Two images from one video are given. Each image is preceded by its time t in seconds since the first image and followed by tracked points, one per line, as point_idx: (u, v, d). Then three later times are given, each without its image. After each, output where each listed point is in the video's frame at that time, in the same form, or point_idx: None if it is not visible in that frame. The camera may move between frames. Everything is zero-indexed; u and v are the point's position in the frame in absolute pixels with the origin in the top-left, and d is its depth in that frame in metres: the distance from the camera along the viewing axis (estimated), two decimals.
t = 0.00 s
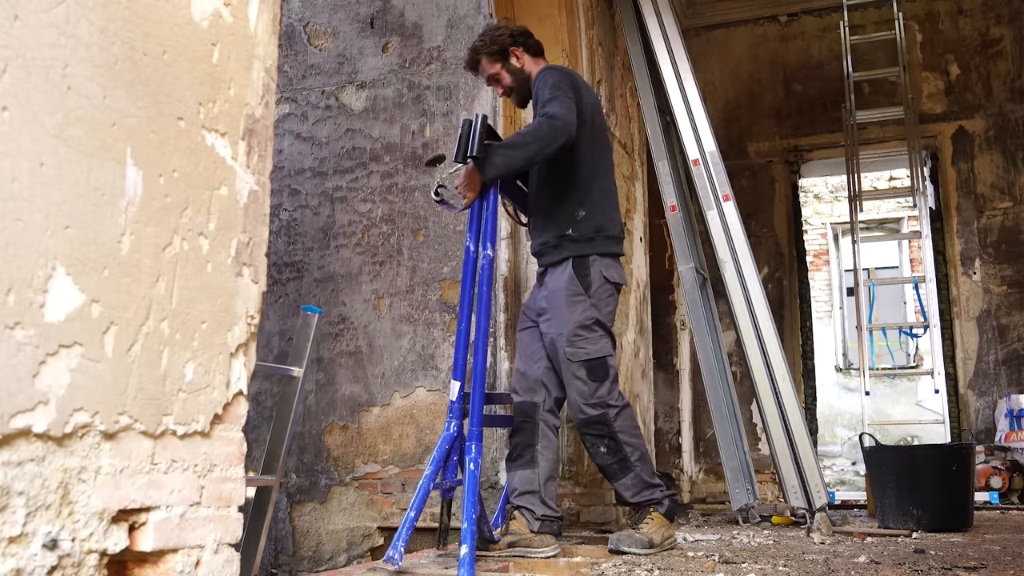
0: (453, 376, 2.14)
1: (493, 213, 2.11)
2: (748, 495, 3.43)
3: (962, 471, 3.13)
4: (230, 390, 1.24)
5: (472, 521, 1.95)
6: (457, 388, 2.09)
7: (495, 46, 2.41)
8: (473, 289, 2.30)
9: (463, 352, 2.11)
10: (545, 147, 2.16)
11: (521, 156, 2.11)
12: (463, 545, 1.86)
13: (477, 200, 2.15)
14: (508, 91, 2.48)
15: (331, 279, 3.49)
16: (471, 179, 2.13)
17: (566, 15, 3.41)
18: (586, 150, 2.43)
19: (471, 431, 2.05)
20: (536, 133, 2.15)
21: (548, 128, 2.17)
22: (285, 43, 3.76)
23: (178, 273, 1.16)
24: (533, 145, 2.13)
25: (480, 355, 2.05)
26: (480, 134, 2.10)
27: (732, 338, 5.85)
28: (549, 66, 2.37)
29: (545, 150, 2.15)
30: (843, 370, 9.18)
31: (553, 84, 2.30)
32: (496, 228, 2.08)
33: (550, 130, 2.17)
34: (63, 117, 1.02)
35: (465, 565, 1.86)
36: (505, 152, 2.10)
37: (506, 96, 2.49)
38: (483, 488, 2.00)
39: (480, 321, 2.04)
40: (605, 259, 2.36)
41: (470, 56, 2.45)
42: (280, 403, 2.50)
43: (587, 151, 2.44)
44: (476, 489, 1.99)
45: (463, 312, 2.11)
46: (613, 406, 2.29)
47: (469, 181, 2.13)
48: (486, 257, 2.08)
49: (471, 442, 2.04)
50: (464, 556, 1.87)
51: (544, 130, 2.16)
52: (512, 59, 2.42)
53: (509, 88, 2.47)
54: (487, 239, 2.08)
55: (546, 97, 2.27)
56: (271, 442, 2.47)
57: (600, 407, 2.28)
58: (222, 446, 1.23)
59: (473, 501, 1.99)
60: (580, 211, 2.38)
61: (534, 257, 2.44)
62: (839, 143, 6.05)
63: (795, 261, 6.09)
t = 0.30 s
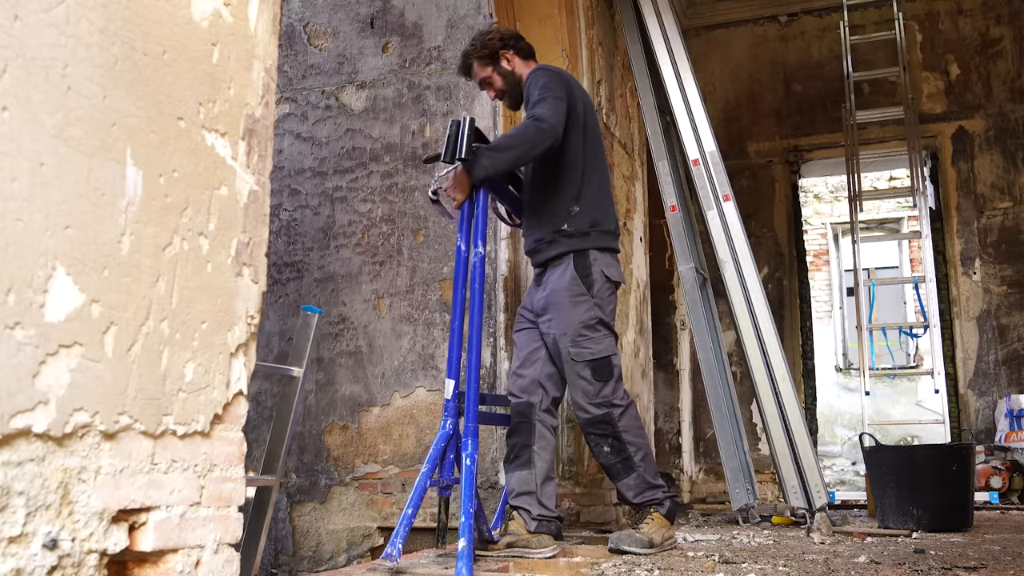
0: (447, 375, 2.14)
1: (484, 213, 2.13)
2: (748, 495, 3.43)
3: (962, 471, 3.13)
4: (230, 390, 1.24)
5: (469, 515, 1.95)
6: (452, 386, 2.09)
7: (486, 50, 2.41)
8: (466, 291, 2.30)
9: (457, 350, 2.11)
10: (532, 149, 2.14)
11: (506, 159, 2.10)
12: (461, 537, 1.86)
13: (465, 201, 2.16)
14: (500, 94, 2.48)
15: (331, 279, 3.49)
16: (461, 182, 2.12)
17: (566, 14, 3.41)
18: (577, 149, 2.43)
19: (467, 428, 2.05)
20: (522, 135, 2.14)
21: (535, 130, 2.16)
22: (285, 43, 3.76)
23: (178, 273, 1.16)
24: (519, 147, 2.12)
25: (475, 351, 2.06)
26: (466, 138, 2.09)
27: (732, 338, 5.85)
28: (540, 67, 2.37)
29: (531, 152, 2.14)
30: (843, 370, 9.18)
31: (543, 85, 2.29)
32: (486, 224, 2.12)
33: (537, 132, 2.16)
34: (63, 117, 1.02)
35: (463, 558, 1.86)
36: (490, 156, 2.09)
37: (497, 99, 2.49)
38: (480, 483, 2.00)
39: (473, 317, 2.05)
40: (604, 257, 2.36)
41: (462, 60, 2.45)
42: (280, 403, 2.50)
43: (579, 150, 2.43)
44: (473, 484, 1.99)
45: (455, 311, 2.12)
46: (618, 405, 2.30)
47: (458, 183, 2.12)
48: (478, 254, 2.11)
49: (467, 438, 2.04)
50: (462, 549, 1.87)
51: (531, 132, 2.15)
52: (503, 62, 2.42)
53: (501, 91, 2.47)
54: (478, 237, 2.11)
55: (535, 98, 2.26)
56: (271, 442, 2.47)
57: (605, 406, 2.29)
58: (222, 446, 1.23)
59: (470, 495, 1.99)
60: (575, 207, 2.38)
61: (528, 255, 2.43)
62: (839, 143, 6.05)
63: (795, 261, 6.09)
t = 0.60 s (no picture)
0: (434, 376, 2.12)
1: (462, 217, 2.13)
2: (748, 495, 3.44)
3: (962, 471, 3.13)
4: (230, 390, 1.24)
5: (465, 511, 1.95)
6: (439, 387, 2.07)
7: (475, 50, 2.41)
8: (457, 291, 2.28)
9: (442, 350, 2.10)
10: (505, 156, 2.15)
11: (478, 166, 2.11)
12: (458, 534, 1.86)
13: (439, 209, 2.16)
14: (490, 94, 2.48)
15: (331, 279, 3.49)
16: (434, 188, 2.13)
17: (566, 14, 3.41)
18: (564, 151, 2.43)
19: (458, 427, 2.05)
20: (494, 142, 2.14)
21: (507, 137, 2.16)
22: (285, 43, 3.76)
23: (178, 273, 1.16)
24: (492, 154, 2.13)
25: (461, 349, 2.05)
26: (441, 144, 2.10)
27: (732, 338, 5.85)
28: (525, 68, 2.37)
29: (504, 160, 2.14)
30: (843, 370, 9.18)
31: (525, 87, 2.29)
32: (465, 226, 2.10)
33: (512, 138, 2.16)
34: (62, 117, 1.02)
35: (462, 553, 1.86)
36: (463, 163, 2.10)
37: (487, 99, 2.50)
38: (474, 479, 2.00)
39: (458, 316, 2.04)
40: (600, 255, 2.36)
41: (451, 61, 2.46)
42: (280, 403, 2.50)
43: (566, 151, 2.43)
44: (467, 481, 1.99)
45: (439, 311, 2.10)
46: (616, 403, 2.30)
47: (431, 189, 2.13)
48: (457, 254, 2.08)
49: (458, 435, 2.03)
50: (460, 545, 1.87)
51: (505, 139, 2.15)
52: (491, 62, 2.42)
53: (490, 91, 2.47)
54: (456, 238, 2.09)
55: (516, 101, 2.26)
56: (271, 442, 2.47)
57: (603, 404, 2.29)
58: (222, 446, 1.23)
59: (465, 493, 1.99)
60: (566, 206, 2.38)
61: (519, 256, 2.42)
62: (839, 143, 6.05)
63: (795, 261, 6.09)
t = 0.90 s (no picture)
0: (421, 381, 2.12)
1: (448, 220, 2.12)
2: (748, 495, 3.44)
3: (962, 471, 3.13)
4: (230, 390, 1.24)
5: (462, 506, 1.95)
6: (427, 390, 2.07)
7: (462, 51, 2.41)
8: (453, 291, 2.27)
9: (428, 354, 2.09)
10: (493, 165, 2.14)
11: (465, 175, 2.09)
12: (456, 529, 1.86)
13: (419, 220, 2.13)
14: (478, 95, 2.48)
15: (331, 279, 3.49)
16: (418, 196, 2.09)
17: (566, 14, 3.41)
18: (554, 154, 2.42)
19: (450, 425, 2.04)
20: (482, 152, 2.13)
21: (495, 146, 2.16)
22: (285, 43, 3.76)
23: (178, 273, 1.16)
24: (480, 162, 2.12)
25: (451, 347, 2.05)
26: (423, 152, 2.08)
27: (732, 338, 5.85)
28: (513, 72, 2.37)
29: (492, 168, 2.13)
30: (843, 370, 9.18)
31: (513, 92, 2.29)
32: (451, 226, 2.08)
33: (499, 147, 2.16)
34: (62, 117, 1.02)
35: (461, 548, 1.86)
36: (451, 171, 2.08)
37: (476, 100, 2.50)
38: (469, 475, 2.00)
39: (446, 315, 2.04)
40: (597, 253, 2.36)
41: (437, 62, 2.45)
42: (279, 403, 2.49)
43: (557, 154, 2.43)
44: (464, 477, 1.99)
45: (422, 316, 2.09)
46: (613, 402, 2.30)
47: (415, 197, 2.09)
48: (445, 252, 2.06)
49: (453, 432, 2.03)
50: (459, 540, 1.87)
51: (491, 147, 2.15)
52: (478, 62, 2.42)
53: (478, 91, 2.47)
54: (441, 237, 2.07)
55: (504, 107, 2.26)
56: (271, 442, 2.47)
57: (600, 403, 2.29)
58: (222, 446, 1.23)
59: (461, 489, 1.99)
60: (559, 206, 2.37)
61: (515, 259, 2.42)
62: (839, 143, 6.06)
63: (795, 261, 6.09)
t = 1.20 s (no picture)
0: (420, 390, 2.12)
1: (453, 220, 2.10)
2: (748, 495, 3.44)
3: (962, 471, 3.13)
4: (230, 390, 1.24)
5: (464, 508, 1.95)
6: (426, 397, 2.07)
7: (469, 50, 2.42)
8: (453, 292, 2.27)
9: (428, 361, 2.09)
10: (494, 167, 2.15)
11: (467, 176, 2.09)
12: (457, 530, 1.85)
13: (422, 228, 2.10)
14: (483, 93, 2.49)
15: (331, 279, 3.49)
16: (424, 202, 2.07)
17: (566, 14, 3.41)
18: (558, 153, 2.42)
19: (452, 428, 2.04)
20: (484, 153, 2.14)
21: (497, 147, 2.17)
22: (285, 43, 3.76)
23: (178, 273, 1.16)
24: (481, 164, 2.12)
25: (455, 349, 2.05)
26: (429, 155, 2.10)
27: (732, 338, 5.85)
28: (519, 70, 2.37)
29: (495, 170, 2.14)
30: (843, 370, 9.18)
31: (518, 91, 2.29)
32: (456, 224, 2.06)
33: (501, 148, 2.17)
34: (63, 118, 1.02)
35: (462, 548, 1.86)
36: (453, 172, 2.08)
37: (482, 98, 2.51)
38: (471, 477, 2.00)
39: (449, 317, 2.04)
40: (594, 249, 2.36)
41: (445, 61, 2.46)
42: (280, 403, 2.49)
43: (560, 152, 2.43)
44: (466, 479, 1.99)
45: (422, 324, 2.09)
46: (598, 400, 2.27)
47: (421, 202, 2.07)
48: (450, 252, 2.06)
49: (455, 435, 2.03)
50: (460, 542, 1.86)
51: (493, 148, 2.16)
52: (485, 60, 2.43)
53: (484, 90, 2.47)
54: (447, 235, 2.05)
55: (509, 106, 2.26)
56: (271, 442, 2.47)
57: (585, 400, 2.26)
58: (222, 446, 1.23)
59: (463, 492, 1.98)
60: (559, 203, 2.38)
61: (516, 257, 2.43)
62: (839, 143, 6.06)
63: (795, 261, 6.09)
